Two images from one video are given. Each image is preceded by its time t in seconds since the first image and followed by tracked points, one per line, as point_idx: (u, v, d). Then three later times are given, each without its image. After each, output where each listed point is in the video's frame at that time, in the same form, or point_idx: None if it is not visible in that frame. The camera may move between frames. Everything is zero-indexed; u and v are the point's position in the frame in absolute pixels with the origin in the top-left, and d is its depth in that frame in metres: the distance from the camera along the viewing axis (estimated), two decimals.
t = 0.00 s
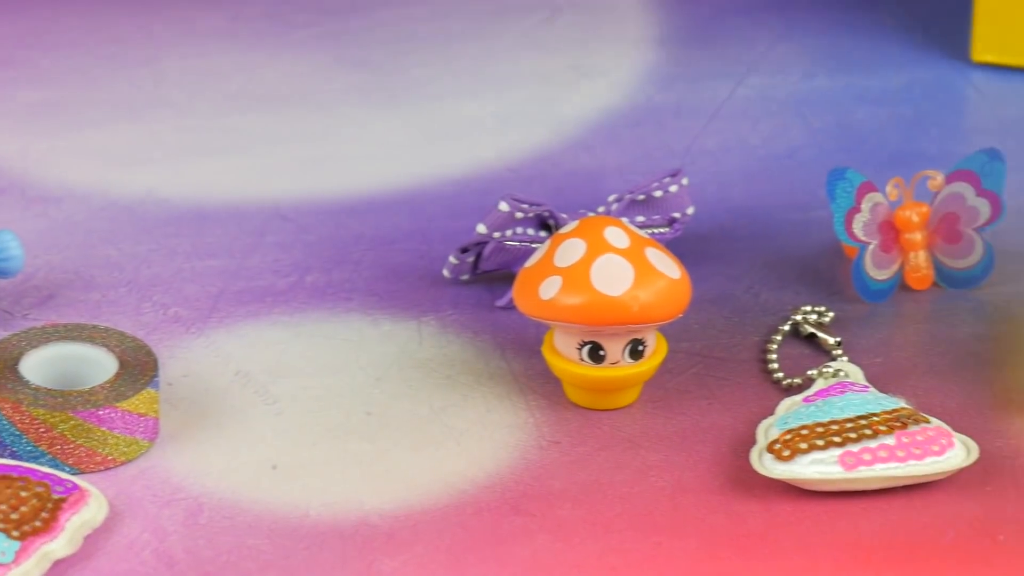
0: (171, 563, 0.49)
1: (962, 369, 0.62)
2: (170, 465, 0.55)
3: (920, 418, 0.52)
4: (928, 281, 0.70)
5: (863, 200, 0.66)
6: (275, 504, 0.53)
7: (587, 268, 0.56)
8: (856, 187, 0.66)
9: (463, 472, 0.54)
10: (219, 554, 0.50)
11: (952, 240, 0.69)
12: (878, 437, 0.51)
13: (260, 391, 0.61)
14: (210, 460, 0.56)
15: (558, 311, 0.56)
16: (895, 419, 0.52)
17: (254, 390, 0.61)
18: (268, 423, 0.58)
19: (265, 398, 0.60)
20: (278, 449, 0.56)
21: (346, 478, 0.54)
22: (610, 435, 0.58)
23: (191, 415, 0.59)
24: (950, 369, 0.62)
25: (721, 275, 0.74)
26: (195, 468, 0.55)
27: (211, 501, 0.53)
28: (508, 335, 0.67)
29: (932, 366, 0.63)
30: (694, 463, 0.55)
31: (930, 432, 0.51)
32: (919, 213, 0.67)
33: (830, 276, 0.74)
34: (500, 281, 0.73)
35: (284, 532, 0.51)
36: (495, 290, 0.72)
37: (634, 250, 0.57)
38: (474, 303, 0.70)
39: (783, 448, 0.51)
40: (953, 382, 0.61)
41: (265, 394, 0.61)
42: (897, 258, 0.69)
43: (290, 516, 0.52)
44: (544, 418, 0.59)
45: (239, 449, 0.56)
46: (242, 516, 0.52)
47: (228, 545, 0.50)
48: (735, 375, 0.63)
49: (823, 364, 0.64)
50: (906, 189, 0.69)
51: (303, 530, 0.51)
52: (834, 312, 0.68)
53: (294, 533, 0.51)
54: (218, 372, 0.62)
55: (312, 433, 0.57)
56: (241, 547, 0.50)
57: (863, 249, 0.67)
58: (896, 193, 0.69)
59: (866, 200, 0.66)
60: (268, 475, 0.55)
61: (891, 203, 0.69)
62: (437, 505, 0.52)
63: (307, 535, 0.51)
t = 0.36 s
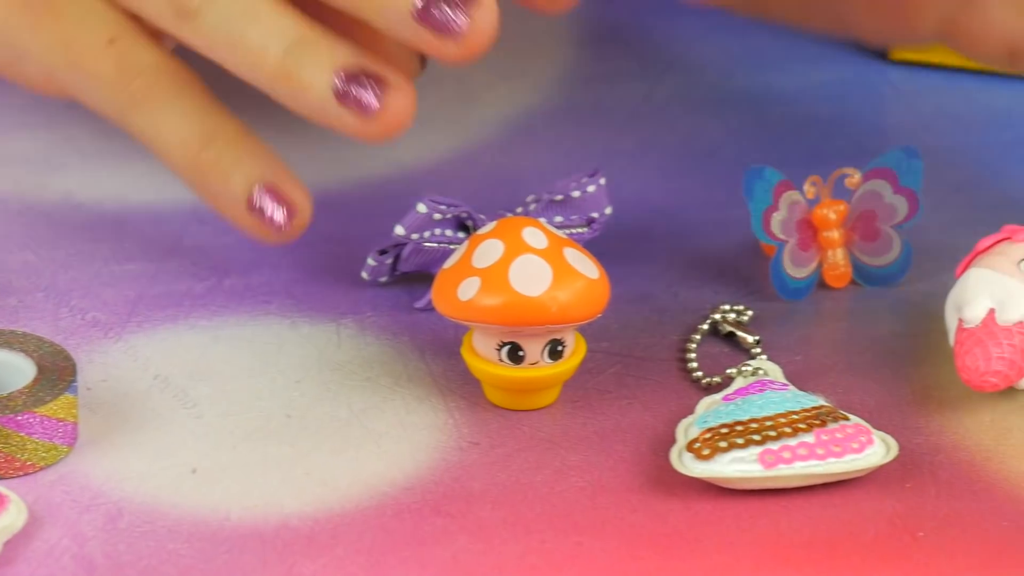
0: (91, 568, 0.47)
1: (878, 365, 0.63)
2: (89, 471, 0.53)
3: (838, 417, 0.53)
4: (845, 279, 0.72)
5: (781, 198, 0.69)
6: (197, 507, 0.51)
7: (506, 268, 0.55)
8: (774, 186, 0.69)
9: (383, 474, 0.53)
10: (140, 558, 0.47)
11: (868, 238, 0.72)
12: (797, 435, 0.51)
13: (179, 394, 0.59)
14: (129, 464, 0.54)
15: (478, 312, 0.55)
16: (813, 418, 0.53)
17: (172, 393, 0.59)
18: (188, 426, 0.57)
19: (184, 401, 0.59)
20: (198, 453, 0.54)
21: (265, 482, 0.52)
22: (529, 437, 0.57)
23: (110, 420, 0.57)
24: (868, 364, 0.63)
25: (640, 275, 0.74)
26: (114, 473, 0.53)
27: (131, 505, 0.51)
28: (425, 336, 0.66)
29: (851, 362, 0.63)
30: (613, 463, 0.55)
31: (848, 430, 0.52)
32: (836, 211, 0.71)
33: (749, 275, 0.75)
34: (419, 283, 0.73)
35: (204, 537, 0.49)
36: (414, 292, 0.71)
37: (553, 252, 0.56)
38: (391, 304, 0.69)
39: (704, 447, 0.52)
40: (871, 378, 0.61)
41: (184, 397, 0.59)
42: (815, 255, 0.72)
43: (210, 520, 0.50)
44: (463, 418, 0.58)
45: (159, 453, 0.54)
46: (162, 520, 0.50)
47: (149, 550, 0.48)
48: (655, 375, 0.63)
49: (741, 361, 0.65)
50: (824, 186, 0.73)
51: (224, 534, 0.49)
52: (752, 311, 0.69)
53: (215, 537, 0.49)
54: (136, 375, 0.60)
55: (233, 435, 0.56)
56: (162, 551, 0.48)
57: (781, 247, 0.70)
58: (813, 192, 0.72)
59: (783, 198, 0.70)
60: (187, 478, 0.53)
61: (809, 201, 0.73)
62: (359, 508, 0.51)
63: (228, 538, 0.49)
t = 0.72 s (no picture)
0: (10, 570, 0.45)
1: (796, 359, 0.63)
2: (8, 472, 0.52)
3: (757, 413, 0.54)
4: (766, 273, 0.74)
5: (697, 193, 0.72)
6: (117, 508, 0.49)
7: (424, 265, 0.55)
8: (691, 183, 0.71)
9: (304, 474, 0.52)
10: (59, 559, 0.46)
11: (788, 233, 0.74)
12: (716, 430, 0.52)
13: (98, 395, 0.59)
14: (48, 466, 0.52)
15: (395, 309, 0.54)
16: (732, 413, 0.53)
17: (92, 394, 0.59)
18: (107, 427, 0.56)
19: (103, 403, 0.58)
20: (118, 453, 0.53)
21: (184, 483, 0.51)
22: (450, 434, 0.57)
23: (28, 420, 0.56)
24: (786, 359, 0.64)
25: (560, 274, 0.74)
26: (33, 475, 0.51)
27: (50, 506, 0.49)
28: (345, 334, 0.66)
29: (769, 357, 0.64)
30: (533, 460, 0.54)
31: (767, 425, 0.53)
32: (754, 206, 0.72)
33: (667, 272, 0.75)
34: (338, 285, 0.73)
35: (124, 537, 0.47)
36: (334, 293, 0.71)
37: (470, 248, 0.56)
38: (311, 304, 0.70)
39: (623, 443, 0.52)
40: (789, 373, 0.62)
41: (103, 399, 0.58)
42: (733, 250, 0.73)
43: (129, 520, 0.48)
44: (382, 416, 0.58)
45: (79, 453, 0.53)
46: (82, 521, 0.48)
47: (69, 551, 0.46)
48: (574, 371, 0.63)
49: (660, 357, 0.65)
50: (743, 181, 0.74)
51: (144, 533, 0.47)
52: (671, 308, 0.70)
53: (135, 537, 0.47)
54: (56, 376, 0.60)
55: (152, 436, 0.55)
56: (81, 552, 0.46)
57: (699, 243, 0.72)
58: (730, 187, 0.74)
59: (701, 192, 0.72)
60: (106, 479, 0.51)
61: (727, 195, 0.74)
62: (279, 506, 0.50)
63: (148, 538, 0.47)
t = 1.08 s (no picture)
0: None
1: (720, 356, 0.64)
2: None
3: (682, 411, 0.54)
4: (691, 268, 0.75)
5: (625, 188, 0.73)
6: (43, 509, 0.49)
7: (347, 266, 0.54)
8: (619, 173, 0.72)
9: (230, 474, 0.52)
10: None
11: (717, 228, 0.75)
12: (641, 428, 0.52)
13: (20, 397, 0.57)
14: None
15: (320, 310, 0.53)
16: (658, 411, 0.53)
17: (14, 396, 0.57)
18: (31, 428, 0.54)
19: (25, 404, 0.56)
20: (42, 455, 0.52)
21: (112, 482, 0.51)
22: (375, 434, 0.56)
23: None
24: (711, 356, 0.64)
25: (484, 275, 0.74)
26: None
27: None
28: (269, 333, 0.64)
29: (694, 354, 0.64)
30: (459, 459, 0.54)
31: (693, 422, 0.53)
32: (680, 202, 0.74)
33: (591, 271, 0.76)
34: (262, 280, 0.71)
35: (48, 539, 0.47)
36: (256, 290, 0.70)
37: (394, 247, 0.55)
38: (236, 302, 0.68)
39: (549, 441, 0.52)
40: (713, 370, 0.62)
41: (26, 400, 0.57)
42: (661, 246, 0.74)
43: (55, 522, 0.48)
44: (307, 417, 0.57)
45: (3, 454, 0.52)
46: (8, 523, 0.48)
47: None
48: (500, 370, 0.63)
49: (584, 355, 0.65)
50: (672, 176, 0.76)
51: (70, 534, 0.47)
52: (596, 305, 0.70)
53: (59, 539, 0.47)
54: None
55: (77, 436, 0.54)
56: (5, 555, 0.46)
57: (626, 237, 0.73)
58: (659, 182, 0.75)
59: (627, 187, 0.73)
60: (31, 481, 0.51)
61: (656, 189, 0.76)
62: (203, 507, 0.49)
63: (74, 539, 0.47)
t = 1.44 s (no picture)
0: None
1: (653, 354, 0.65)
2: None
3: (615, 410, 0.54)
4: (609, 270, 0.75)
5: (541, 186, 0.73)
6: None
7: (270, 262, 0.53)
8: (536, 173, 0.73)
9: (161, 474, 0.52)
10: None
11: (636, 230, 0.75)
12: (573, 428, 0.52)
13: None
14: None
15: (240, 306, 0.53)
16: (590, 411, 0.53)
17: None
18: None
19: None
20: None
21: (43, 485, 0.51)
22: (308, 435, 0.55)
23: None
24: (644, 355, 0.65)
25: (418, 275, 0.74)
26: None
27: None
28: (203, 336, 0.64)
29: (627, 352, 0.65)
30: (393, 459, 0.53)
31: (626, 421, 0.53)
32: (598, 202, 0.75)
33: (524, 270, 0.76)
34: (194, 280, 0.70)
35: None
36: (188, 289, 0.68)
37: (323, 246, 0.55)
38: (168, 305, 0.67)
39: (481, 441, 0.52)
40: (647, 369, 0.63)
41: None
42: (578, 245, 0.75)
43: None
44: (241, 418, 0.56)
45: None
46: None
47: None
48: (433, 370, 0.62)
49: (517, 355, 0.65)
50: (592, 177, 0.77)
51: None
52: (528, 305, 0.70)
53: None
54: None
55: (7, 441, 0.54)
56: None
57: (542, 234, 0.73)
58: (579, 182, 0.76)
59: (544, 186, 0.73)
60: None
61: (576, 188, 0.76)
62: (136, 508, 0.49)
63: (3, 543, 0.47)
